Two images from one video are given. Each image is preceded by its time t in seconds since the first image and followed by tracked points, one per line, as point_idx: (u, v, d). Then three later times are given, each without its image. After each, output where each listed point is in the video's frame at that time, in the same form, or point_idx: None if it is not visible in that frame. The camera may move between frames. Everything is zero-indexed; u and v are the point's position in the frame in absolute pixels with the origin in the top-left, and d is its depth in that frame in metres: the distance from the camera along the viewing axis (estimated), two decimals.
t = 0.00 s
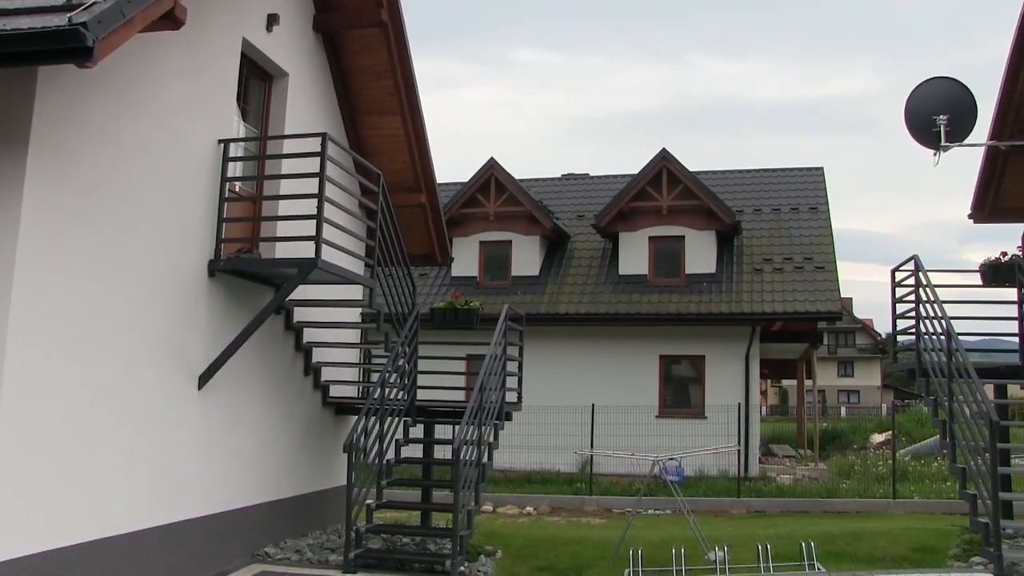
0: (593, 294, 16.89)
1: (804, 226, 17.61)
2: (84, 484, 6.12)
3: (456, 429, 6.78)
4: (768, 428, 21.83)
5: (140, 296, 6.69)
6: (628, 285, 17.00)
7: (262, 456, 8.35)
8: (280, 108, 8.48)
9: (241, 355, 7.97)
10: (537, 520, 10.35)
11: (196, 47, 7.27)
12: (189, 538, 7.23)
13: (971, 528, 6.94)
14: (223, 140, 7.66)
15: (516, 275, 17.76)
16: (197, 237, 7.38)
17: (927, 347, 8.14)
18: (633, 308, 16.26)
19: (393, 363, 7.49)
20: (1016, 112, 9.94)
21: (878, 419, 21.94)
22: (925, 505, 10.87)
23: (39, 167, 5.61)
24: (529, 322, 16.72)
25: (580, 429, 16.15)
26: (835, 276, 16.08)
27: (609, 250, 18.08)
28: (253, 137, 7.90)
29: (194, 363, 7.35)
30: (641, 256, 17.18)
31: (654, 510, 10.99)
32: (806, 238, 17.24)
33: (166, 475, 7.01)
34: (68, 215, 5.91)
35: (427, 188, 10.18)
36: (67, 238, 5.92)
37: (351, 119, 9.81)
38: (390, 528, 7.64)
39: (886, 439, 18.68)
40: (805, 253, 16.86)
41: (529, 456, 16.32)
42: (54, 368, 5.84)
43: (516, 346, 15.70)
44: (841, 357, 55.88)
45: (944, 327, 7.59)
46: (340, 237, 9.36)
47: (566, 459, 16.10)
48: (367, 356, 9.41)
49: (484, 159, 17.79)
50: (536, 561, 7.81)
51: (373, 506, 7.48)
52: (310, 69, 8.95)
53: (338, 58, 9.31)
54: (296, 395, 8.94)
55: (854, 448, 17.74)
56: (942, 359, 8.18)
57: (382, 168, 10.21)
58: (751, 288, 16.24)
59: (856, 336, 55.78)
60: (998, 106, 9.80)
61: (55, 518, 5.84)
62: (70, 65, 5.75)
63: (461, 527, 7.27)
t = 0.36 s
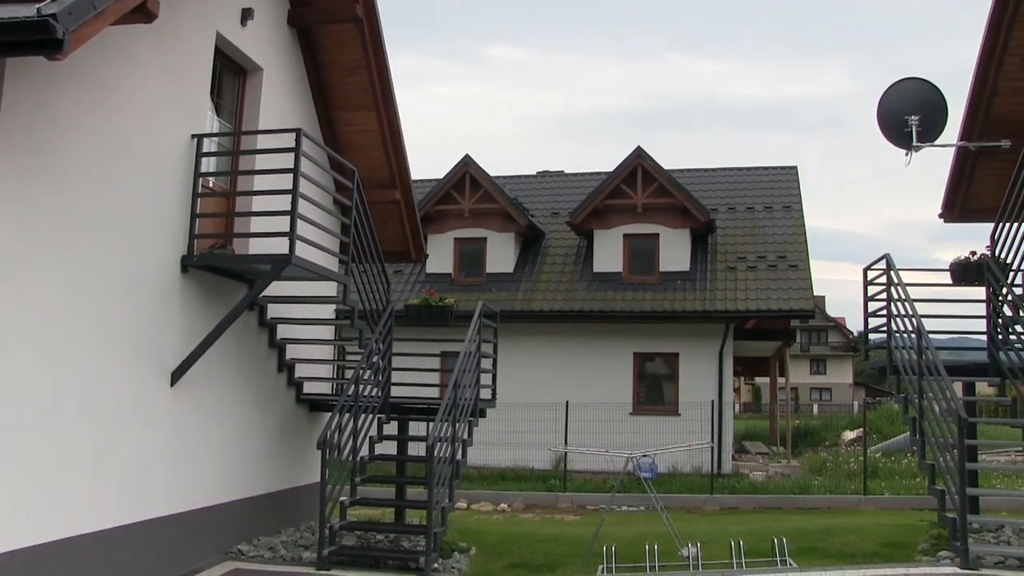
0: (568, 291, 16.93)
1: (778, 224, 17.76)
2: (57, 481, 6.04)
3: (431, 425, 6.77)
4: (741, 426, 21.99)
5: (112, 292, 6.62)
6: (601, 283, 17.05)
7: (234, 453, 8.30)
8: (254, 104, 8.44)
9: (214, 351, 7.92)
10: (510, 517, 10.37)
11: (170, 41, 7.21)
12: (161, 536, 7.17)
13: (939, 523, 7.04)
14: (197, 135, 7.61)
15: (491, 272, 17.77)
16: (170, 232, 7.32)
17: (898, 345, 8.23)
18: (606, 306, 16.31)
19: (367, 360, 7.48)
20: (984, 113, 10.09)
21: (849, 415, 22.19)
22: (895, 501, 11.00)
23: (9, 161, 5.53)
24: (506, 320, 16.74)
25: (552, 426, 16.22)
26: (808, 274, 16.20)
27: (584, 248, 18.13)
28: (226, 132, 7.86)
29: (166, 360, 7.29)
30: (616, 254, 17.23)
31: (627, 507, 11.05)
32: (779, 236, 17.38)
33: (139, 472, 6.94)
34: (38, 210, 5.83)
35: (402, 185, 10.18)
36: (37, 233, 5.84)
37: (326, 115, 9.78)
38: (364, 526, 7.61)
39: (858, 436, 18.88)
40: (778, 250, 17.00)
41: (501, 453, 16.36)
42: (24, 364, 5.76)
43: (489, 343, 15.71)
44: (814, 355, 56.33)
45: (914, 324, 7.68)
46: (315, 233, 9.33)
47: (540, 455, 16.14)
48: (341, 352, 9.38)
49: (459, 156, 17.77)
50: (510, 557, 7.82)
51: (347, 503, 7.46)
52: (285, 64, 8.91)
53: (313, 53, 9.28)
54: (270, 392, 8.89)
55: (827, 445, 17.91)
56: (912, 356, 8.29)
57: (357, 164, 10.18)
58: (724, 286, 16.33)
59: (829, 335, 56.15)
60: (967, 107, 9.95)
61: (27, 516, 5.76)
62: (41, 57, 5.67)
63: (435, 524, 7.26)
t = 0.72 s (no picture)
0: (546, 290, 16.95)
1: (755, 222, 17.87)
2: (28, 481, 5.97)
3: (409, 423, 6.75)
4: (719, 424, 22.12)
5: (86, 289, 6.56)
6: (579, 282, 17.08)
7: (210, 452, 8.25)
8: (231, 100, 8.39)
9: (190, 349, 7.87)
10: (488, 515, 10.38)
11: (145, 35, 7.15)
12: (136, 535, 7.11)
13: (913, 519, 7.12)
14: (173, 131, 7.55)
15: (469, 271, 17.76)
16: (145, 228, 7.26)
17: (873, 343, 8.31)
18: (585, 305, 16.35)
19: (345, 357, 7.46)
20: (958, 114, 10.19)
21: (825, 413, 22.38)
22: (869, 498, 11.10)
23: None
24: (485, 319, 16.74)
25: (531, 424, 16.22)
26: (785, 272, 16.32)
27: (562, 246, 18.16)
28: (203, 128, 7.81)
29: (141, 357, 7.23)
30: (595, 253, 17.27)
31: (605, 504, 11.07)
32: (756, 235, 17.50)
33: (113, 471, 6.87)
34: (10, 205, 5.77)
35: (380, 182, 10.17)
36: (9, 228, 5.78)
37: (304, 112, 9.74)
38: (340, 524, 7.59)
39: (834, 433, 19.07)
40: (755, 249, 17.10)
41: (480, 451, 16.30)
42: None
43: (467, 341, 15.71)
44: (791, 353, 56.74)
45: (889, 323, 7.76)
46: (292, 230, 9.29)
47: (518, 454, 16.13)
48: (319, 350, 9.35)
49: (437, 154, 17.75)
50: (488, 556, 7.82)
51: (324, 501, 7.43)
52: (262, 60, 8.87)
53: (290, 49, 9.24)
54: (246, 390, 8.84)
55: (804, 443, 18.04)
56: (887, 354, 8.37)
57: (334, 161, 10.16)
58: (702, 285, 16.41)
59: (805, 333, 56.43)
60: (941, 108, 10.06)
61: None
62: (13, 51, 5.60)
63: (413, 523, 7.24)
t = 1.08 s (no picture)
0: (523, 288, 16.96)
1: (731, 222, 17.98)
2: None
3: (384, 421, 6.73)
4: (693, 423, 22.25)
5: (58, 284, 6.48)
6: (556, 280, 17.10)
7: (183, 451, 8.18)
8: (205, 94, 8.32)
9: (163, 346, 7.79)
10: (464, 513, 10.39)
11: (119, 27, 7.07)
12: (107, 535, 7.03)
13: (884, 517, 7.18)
14: (147, 125, 7.48)
15: (446, 268, 17.73)
16: (118, 224, 7.19)
17: (846, 342, 8.38)
18: (562, 304, 16.38)
19: (319, 355, 7.44)
20: (930, 116, 10.30)
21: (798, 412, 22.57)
22: (841, 495, 11.21)
23: None
24: (462, 317, 16.72)
25: (508, 423, 16.23)
26: (760, 272, 16.43)
27: (538, 245, 18.18)
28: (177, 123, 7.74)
29: (113, 355, 7.15)
30: (572, 251, 17.30)
31: (580, 502, 11.10)
32: (732, 235, 17.61)
33: (84, 469, 6.79)
34: None
35: (356, 178, 10.15)
36: None
37: (279, 107, 9.68)
38: (314, 522, 7.55)
39: (807, 432, 19.24)
40: (731, 249, 17.19)
41: (457, 449, 16.28)
42: None
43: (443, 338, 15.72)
44: (765, 352, 57.17)
45: (861, 322, 7.84)
46: (267, 227, 9.24)
47: (495, 452, 16.12)
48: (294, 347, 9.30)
49: (414, 151, 17.71)
50: (463, 554, 7.82)
51: (298, 500, 7.38)
52: (238, 54, 8.80)
53: (266, 44, 9.18)
54: (219, 387, 8.78)
55: (778, 441, 18.16)
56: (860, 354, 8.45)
57: (309, 157, 10.11)
58: (678, 284, 16.48)
59: (780, 332, 56.82)
60: (914, 110, 10.17)
61: None
62: None
63: (388, 521, 7.21)
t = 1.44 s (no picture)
0: (494, 285, 16.95)
1: (702, 221, 18.08)
2: None
3: (354, 418, 6.69)
4: (663, 421, 22.38)
5: (23, 278, 6.38)
6: (528, 278, 17.12)
7: (150, 448, 8.09)
8: (175, 87, 8.24)
9: (130, 341, 7.70)
10: (434, 510, 10.37)
11: (86, 18, 6.97)
12: (72, 533, 6.94)
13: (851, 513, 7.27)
14: (115, 118, 7.39)
15: (417, 265, 17.69)
16: (85, 217, 7.09)
17: (814, 341, 8.47)
18: (533, 302, 16.39)
19: (289, 351, 7.39)
20: (898, 118, 10.41)
21: (767, 410, 22.79)
22: (808, 492, 11.33)
23: None
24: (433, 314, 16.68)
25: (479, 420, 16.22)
26: (730, 271, 16.55)
27: (510, 242, 18.18)
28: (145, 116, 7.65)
29: (79, 350, 7.05)
30: (543, 249, 17.32)
31: (550, 500, 11.13)
32: (703, 234, 17.71)
33: (49, 466, 6.70)
34: None
35: (327, 173, 10.10)
36: None
37: (249, 102, 9.59)
38: (283, 520, 7.50)
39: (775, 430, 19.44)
40: (702, 248, 17.29)
41: (427, 446, 16.24)
42: None
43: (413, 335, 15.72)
44: (735, 351, 57.64)
45: (830, 321, 7.92)
46: (236, 222, 9.17)
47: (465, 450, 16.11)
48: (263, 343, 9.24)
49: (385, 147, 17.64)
50: (433, 551, 7.80)
51: (267, 497, 7.32)
52: (208, 47, 8.71)
53: (236, 38, 9.09)
54: (187, 384, 8.69)
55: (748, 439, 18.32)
56: (828, 352, 8.54)
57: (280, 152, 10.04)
58: (649, 282, 16.55)
59: (749, 331, 57.31)
60: (883, 112, 10.29)
61: None
62: None
63: (358, 519, 7.17)
